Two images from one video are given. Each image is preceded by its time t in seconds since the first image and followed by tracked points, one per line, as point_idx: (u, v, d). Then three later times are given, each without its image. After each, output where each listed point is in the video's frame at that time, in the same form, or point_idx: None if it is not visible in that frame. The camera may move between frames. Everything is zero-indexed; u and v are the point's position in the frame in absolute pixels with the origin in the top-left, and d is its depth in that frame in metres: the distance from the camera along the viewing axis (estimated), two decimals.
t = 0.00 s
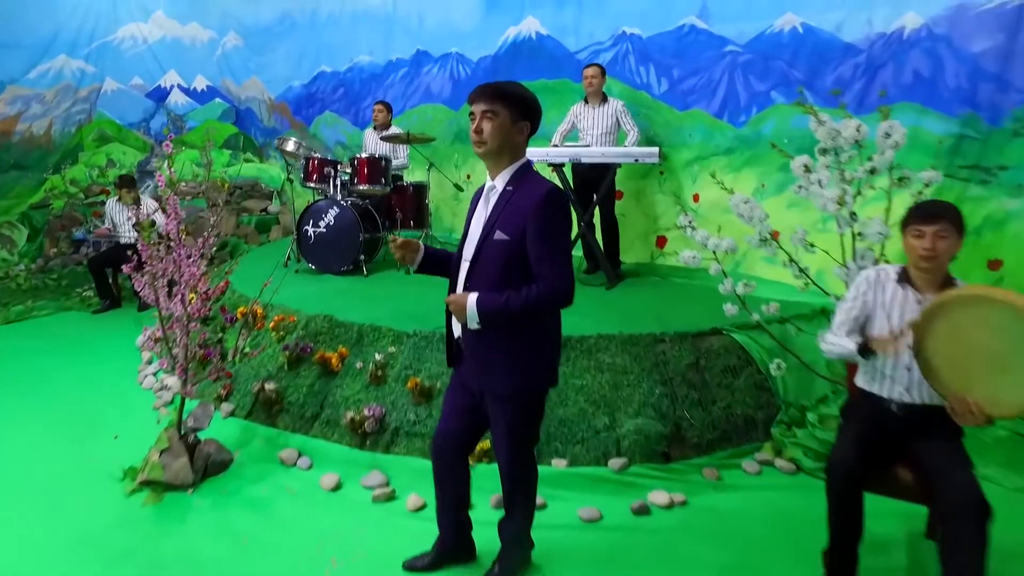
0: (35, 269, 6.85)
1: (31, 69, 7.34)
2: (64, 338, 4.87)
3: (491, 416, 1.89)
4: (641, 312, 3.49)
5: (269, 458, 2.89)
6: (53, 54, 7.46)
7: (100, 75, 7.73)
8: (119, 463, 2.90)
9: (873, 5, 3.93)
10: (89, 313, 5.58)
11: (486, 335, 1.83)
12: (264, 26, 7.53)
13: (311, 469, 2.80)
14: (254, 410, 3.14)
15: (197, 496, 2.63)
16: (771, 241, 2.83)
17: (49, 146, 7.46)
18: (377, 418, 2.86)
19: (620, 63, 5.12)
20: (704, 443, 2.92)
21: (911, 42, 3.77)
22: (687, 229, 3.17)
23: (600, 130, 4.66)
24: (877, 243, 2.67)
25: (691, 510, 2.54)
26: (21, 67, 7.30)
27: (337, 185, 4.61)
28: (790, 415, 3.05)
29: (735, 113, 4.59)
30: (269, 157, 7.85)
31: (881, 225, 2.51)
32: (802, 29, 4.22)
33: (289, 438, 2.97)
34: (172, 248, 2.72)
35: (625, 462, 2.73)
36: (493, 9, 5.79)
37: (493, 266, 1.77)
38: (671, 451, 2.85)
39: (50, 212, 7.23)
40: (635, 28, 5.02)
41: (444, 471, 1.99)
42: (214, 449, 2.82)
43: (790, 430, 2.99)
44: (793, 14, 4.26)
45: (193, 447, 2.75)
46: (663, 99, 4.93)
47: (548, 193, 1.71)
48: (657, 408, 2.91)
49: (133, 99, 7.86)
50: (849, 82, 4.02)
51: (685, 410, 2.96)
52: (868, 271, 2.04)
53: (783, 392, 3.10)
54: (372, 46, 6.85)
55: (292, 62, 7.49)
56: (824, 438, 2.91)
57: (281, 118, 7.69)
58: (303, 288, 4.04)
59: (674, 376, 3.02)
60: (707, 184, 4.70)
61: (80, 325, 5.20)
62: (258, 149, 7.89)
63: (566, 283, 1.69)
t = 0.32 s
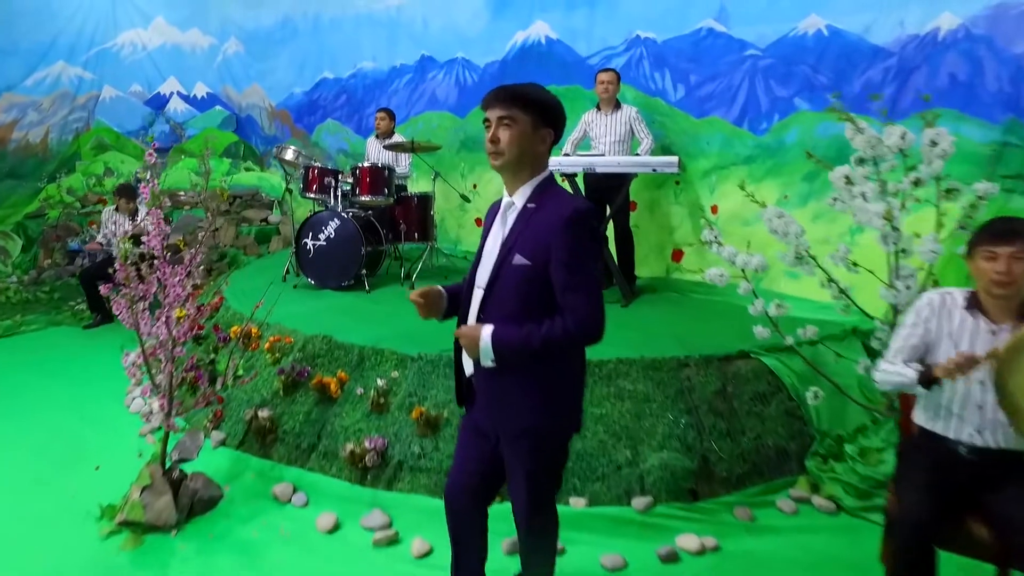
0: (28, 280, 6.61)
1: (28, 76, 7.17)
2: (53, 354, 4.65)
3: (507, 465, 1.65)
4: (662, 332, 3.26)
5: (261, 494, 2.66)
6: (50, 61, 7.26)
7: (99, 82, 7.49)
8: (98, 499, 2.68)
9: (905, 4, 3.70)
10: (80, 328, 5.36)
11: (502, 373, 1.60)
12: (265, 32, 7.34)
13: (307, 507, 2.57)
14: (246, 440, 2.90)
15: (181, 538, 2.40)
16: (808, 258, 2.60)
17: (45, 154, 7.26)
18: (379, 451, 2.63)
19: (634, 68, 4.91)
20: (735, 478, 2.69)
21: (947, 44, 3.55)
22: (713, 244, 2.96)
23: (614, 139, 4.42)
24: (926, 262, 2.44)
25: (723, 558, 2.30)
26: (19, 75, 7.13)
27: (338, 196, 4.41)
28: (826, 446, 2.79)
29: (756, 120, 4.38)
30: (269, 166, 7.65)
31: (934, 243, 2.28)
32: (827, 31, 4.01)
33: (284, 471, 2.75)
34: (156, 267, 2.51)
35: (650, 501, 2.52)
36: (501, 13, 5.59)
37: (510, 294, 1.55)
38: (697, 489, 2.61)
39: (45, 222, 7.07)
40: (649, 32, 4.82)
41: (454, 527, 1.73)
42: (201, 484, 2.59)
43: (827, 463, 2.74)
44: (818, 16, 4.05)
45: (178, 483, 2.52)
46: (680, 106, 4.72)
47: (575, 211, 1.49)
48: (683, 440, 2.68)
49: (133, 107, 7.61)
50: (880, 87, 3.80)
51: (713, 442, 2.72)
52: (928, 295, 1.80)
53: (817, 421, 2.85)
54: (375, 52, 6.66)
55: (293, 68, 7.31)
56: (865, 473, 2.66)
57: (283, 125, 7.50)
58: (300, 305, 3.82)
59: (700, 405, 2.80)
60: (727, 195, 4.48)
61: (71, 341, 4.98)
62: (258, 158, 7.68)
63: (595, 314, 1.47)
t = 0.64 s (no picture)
0: (22, 292, 6.40)
1: (26, 82, 6.97)
2: (43, 372, 4.43)
3: (540, 524, 1.41)
4: (691, 354, 3.04)
5: (260, 534, 2.44)
6: (49, 66, 7.05)
7: (98, 89, 7.27)
8: (78, 543, 2.46)
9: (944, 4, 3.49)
10: (73, 343, 5.14)
11: (535, 419, 1.38)
12: (267, 37, 7.16)
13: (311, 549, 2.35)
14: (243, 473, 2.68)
15: None
16: (857, 278, 2.40)
17: (42, 162, 7.06)
18: (388, 487, 2.41)
19: (651, 74, 4.72)
20: (778, 517, 2.47)
21: (990, 46, 3.33)
22: (747, 261, 2.75)
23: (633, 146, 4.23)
24: (991, 282, 2.22)
25: None
26: (16, 81, 6.95)
27: (343, 206, 4.20)
28: (874, 481, 2.56)
29: (783, 128, 4.19)
30: (272, 174, 7.43)
31: (1006, 263, 2.06)
32: (859, 34, 3.81)
33: (285, 508, 2.52)
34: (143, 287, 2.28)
35: (689, 545, 2.33)
36: (512, 17, 5.40)
37: (545, 327, 1.32)
38: (738, 531, 2.42)
39: (41, 232, 6.84)
40: (667, 35, 4.62)
41: None
42: (193, 524, 2.36)
43: (877, 501, 2.52)
44: (848, 18, 3.85)
45: (167, 525, 2.29)
46: (700, 113, 4.52)
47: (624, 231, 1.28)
48: (720, 475, 2.47)
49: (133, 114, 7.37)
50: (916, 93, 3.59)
51: (751, 477, 2.51)
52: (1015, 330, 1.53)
53: (862, 452, 2.61)
54: (381, 57, 6.48)
55: (296, 74, 7.13)
56: (922, 512, 2.45)
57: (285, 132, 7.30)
58: (300, 325, 3.58)
59: (736, 436, 2.57)
60: (751, 206, 4.28)
61: (63, 358, 4.76)
62: (260, 166, 7.50)
63: (649, 353, 1.25)
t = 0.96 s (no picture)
0: (22, 298, 6.10)
1: (26, 83, 6.72)
2: (41, 382, 4.24)
3: None
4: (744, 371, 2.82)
5: (275, 565, 2.25)
6: (50, 67, 6.82)
7: (101, 90, 7.10)
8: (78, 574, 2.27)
9: None
10: (74, 351, 4.96)
11: (613, 457, 1.18)
12: (274, 37, 7.00)
13: None
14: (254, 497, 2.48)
15: None
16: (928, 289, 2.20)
17: (43, 164, 6.81)
18: (416, 516, 2.21)
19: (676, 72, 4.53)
20: (839, 547, 2.28)
21: None
22: (798, 268, 2.55)
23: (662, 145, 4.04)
24: None
25: None
26: (17, 81, 6.70)
27: (357, 210, 4.01)
28: (940, 507, 2.38)
29: (817, 129, 4.00)
30: (278, 177, 7.30)
31: None
32: (901, 28, 3.62)
33: (301, 538, 2.33)
34: (148, 297, 2.08)
35: None
36: (529, 13, 5.23)
37: (626, 351, 1.14)
38: (798, 564, 2.22)
39: (43, 234, 6.47)
40: (694, 32, 4.44)
41: None
42: (202, 556, 2.14)
43: (949, 531, 2.33)
44: (889, 12, 3.66)
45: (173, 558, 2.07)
46: (729, 113, 4.33)
47: (722, 240, 1.09)
48: (776, 502, 2.28)
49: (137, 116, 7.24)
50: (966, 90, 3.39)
51: (810, 503, 2.31)
52: None
53: (922, 475, 2.43)
54: (391, 57, 6.30)
55: (304, 74, 6.95)
56: (1004, 546, 2.25)
57: (292, 134, 7.13)
58: (312, 335, 3.38)
59: (791, 458, 2.37)
60: (783, 212, 4.09)
61: (61, 367, 4.56)
62: (267, 168, 7.35)
63: (750, 383, 1.08)
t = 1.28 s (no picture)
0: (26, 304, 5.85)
1: (32, 83, 6.37)
2: (45, 395, 4.04)
3: None
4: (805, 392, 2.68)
5: None
6: (55, 67, 6.51)
7: (107, 91, 6.86)
8: None
9: None
10: (81, 360, 4.78)
11: (736, 507, 1.03)
12: (284, 37, 6.86)
13: None
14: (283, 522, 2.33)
15: None
16: (1008, 302, 2.06)
17: (48, 166, 6.48)
18: (462, 545, 2.06)
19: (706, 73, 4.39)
20: None
21: None
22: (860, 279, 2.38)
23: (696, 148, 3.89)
24: None
25: None
26: (19, 82, 6.29)
27: (379, 215, 3.86)
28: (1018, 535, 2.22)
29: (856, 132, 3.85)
30: (287, 179, 7.16)
31: None
32: (947, 26, 3.47)
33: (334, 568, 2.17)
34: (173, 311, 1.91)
35: None
36: (551, 12, 5.09)
37: (752, 385, 1.02)
38: None
39: (47, 238, 6.20)
40: (724, 32, 4.31)
41: None
42: None
43: None
44: (935, 10, 3.51)
45: None
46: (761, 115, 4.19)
47: (866, 258, 0.96)
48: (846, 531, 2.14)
49: (142, 117, 7.07)
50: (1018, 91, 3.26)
51: (877, 530, 2.14)
52: None
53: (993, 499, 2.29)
54: (405, 57, 6.15)
55: (314, 75, 6.81)
56: None
57: (302, 136, 6.99)
58: (328, 347, 3.21)
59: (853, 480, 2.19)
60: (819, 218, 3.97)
61: (65, 378, 4.37)
62: (275, 171, 7.23)
63: (902, 421, 0.94)
